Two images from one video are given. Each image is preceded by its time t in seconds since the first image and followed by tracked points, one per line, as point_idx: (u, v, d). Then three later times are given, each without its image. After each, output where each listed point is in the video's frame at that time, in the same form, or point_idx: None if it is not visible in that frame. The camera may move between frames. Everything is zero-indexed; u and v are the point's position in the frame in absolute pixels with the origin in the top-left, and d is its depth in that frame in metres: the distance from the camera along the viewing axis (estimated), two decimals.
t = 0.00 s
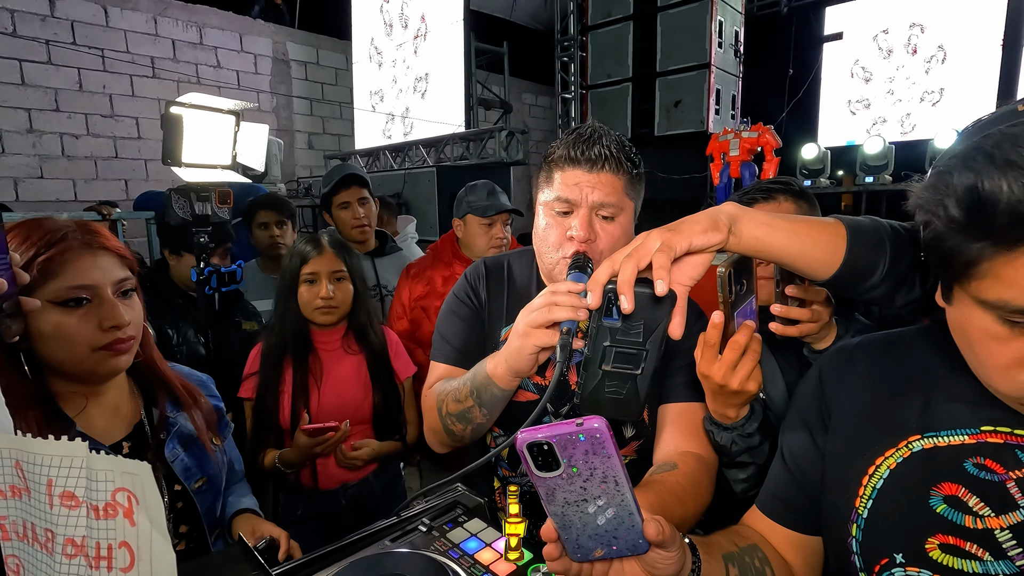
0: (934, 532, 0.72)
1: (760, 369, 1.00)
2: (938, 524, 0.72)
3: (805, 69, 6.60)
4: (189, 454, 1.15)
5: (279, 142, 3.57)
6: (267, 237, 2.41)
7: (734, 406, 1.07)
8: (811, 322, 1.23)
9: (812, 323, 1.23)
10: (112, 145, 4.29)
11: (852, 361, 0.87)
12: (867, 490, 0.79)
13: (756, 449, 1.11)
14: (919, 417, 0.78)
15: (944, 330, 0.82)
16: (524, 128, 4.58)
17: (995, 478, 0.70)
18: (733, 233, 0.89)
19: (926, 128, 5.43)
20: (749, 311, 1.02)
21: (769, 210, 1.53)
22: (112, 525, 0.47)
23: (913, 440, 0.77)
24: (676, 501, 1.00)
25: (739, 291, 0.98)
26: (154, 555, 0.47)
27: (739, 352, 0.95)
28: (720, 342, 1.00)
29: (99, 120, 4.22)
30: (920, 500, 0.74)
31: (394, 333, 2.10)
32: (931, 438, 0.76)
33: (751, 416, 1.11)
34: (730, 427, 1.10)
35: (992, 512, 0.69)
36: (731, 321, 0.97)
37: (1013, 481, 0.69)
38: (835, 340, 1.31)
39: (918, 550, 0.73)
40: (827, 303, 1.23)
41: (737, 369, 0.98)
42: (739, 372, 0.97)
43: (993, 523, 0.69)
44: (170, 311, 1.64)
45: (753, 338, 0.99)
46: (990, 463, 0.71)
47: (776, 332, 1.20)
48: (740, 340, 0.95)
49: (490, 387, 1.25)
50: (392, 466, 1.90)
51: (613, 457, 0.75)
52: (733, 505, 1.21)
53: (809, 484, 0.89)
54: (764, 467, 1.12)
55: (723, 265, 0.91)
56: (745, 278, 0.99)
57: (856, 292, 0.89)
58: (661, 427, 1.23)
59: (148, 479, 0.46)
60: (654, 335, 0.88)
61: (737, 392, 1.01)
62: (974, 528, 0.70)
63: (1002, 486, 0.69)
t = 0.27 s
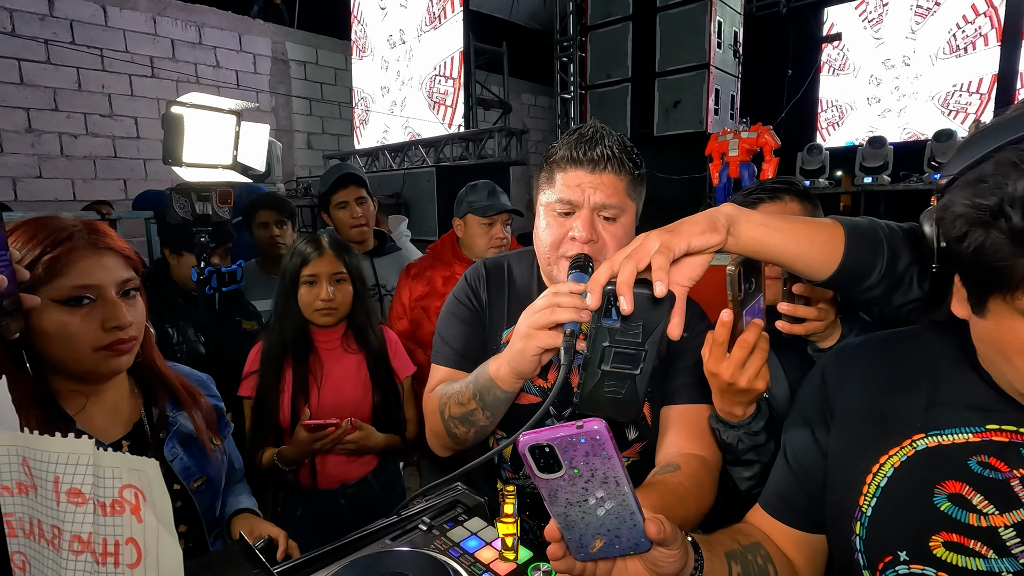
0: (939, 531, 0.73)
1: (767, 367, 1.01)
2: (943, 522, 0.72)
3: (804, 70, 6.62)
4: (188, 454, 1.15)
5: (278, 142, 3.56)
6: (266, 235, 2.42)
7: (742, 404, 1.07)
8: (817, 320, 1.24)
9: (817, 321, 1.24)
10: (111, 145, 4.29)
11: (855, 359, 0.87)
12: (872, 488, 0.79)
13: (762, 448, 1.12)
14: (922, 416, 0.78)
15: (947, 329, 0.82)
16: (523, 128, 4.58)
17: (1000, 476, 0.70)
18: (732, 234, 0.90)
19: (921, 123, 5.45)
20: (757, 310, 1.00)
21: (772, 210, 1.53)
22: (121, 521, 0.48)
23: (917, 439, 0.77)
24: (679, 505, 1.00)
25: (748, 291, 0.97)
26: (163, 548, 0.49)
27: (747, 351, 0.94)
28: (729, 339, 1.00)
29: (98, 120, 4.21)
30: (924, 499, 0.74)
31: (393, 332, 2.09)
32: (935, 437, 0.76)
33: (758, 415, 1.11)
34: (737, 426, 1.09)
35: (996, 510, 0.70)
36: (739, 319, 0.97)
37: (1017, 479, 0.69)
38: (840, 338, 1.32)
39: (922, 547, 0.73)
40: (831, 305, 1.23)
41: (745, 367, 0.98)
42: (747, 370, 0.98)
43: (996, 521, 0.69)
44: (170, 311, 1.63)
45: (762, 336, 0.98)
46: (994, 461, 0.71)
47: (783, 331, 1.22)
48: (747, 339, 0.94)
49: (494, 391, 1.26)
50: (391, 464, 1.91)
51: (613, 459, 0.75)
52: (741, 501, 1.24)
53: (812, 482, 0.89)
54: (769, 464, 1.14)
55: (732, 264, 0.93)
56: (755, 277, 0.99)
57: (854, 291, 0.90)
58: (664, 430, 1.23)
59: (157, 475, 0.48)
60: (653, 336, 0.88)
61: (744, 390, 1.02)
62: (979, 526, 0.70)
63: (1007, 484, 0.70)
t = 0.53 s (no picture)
0: (946, 528, 0.73)
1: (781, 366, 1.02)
2: (950, 520, 0.73)
3: (805, 71, 6.62)
4: (192, 452, 1.15)
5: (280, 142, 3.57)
6: (269, 236, 2.41)
7: (753, 403, 1.07)
8: (826, 319, 1.23)
9: (826, 320, 1.24)
10: (113, 145, 4.31)
11: (865, 358, 0.87)
12: (880, 486, 0.79)
13: (774, 446, 1.12)
14: (930, 414, 0.78)
15: (956, 328, 0.82)
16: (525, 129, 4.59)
17: (1008, 475, 0.70)
18: (736, 234, 0.90)
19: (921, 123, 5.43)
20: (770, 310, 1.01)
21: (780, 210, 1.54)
22: (135, 519, 0.48)
23: (925, 438, 0.77)
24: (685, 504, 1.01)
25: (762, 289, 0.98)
26: (177, 547, 0.48)
27: (761, 350, 0.95)
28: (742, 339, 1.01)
29: (100, 120, 4.23)
30: (932, 497, 0.75)
31: (395, 334, 2.08)
32: (944, 436, 0.76)
33: (769, 414, 1.11)
34: (747, 425, 1.10)
35: (1004, 509, 0.70)
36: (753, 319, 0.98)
37: None
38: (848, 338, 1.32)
39: (930, 545, 0.74)
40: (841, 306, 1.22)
41: (758, 366, 0.98)
42: (760, 369, 0.98)
43: (1005, 519, 0.69)
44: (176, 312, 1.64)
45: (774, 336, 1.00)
46: (1003, 460, 0.71)
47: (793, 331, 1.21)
48: (762, 338, 0.96)
49: (499, 390, 1.26)
50: (394, 464, 1.91)
51: (622, 453, 0.75)
52: (745, 500, 1.25)
53: (819, 481, 0.90)
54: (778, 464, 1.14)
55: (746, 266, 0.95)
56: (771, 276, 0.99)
57: (856, 292, 0.89)
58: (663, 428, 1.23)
59: (172, 475, 0.46)
60: (659, 337, 0.89)
61: (757, 390, 1.02)
62: (987, 524, 0.70)
63: (1015, 483, 0.70)
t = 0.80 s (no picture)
0: (947, 522, 0.73)
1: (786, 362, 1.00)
2: (951, 513, 0.73)
3: (804, 72, 6.64)
4: (192, 449, 1.15)
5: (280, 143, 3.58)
6: (269, 237, 2.40)
7: (759, 398, 1.07)
8: (830, 314, 1.23)
9: (830, 316, 1.23)
10: (113, 147, 4.31)
11: (867, 355, 0.87)
12: (881, 480, 0.80)
13: (777, 442, 1.11)
14: (932, 409, 0.78)
15: (958, 322, 0.82)
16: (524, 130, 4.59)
17: (1009, 468, 0.70)
18: (736, 229, 0.91)
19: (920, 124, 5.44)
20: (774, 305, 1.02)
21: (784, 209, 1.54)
22: (141, 509, 0.48)
23: (927, 432, 0.77)
24: (688, 498, 1.01)
25: (767, 284, 0.98)
26: (184, 537, 0.48)
27: (765, 345, 0.95)
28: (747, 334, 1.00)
29: (100, 121, 4.23)
30: (934, 491, 0.75)
31: (394, 333, 2.08)
32: (945, 430, 0.76)
33: (774, 410, 1.11)
34: (753, 420, 1.10)
35: (1005, 502, 0.70)
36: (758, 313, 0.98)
37: None
38: (851, 334, 1.33)
39: (931, 538, 0.74)
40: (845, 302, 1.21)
41: (763, 361, 0.98)
42: (765, 364, 0.98)
43: (1007, 513, 0.70)
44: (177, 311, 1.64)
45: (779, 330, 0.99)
46: (1004, 453, 0.71)
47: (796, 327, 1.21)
48: (766, 333, 0.95)
49: (494, 374, 1.26)
50: (394, 463, 1.91)
51: (630, 445, 0.75)
52: (747, 499, 1.24)
53: (821, 476, 0.90)
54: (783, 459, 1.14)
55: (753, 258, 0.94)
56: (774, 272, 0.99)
57: (856, 288, 0.89)
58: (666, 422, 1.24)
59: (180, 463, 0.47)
60: (658, 331, 0.89)
61: (763, 383, 1.01)
62: (988, 517, 0.71)
63: (1016, 477, 0.70)
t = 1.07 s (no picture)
0: (944, 520, 0.74)
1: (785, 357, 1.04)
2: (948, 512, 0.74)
3: (803, 74, 6.67)
4: (199, 449, 1.16)
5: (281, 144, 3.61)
6: (270, 237, 2.45)
7: (758, 394, 1.08)
8: (829, 313, 1.23)
9: (829, 315, 1.24)
10: (112, 149, 4.23)
11: (864, 358, 0.87)
12: (878, 478, 0.81)
13: (777, 437, 1.13)
14: (930, 408, 0.79)
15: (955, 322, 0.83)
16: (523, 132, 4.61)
17: (1006, 467, 0.71)
18: (734, 229, 0.92)
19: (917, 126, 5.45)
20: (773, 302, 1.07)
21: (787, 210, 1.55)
22: (148, 501, 0.51)
23: (924, 431, 0.78)
24: (687, 497, 1.02)
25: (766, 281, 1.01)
26: (189, 528, 0.50)
27: (765, 339, 0.98)
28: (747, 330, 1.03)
29: (99, 124, 4.19)
30: (931, 489, 0.76)
31: (394, 334, 2.08)
32: (942, 429, 0.77)
33: (773, 405, 1.12)
34: (752, 416, 1.11)
35: (1001, 500, 0.71)
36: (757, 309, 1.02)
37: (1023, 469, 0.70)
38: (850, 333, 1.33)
39: (928, 536, 0.75)
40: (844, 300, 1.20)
41: (763, 356, 1.01)
42: (764, 360, 1.01)
43: (1002, 510, 0.70)
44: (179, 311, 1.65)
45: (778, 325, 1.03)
46: (1001, 452, 0.72)
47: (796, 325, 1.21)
48: (766, 328, 0.99)
49: (496, 368, 1.27)
50: (395, 463, 1.92)
51: (626, 443, 0.75)
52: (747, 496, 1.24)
53: (819, 474, 0.91)
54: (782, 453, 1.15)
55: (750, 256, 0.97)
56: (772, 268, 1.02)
57: (856, 287, 0.90)
58: (668, 418, 1.25)
59: (184, 455, 0.50)
60: (658, 331, 0.91)
61: (763, 379, 1.04)
62: (984, 515, 0.71)
63: (1012, 475, 0.70)
